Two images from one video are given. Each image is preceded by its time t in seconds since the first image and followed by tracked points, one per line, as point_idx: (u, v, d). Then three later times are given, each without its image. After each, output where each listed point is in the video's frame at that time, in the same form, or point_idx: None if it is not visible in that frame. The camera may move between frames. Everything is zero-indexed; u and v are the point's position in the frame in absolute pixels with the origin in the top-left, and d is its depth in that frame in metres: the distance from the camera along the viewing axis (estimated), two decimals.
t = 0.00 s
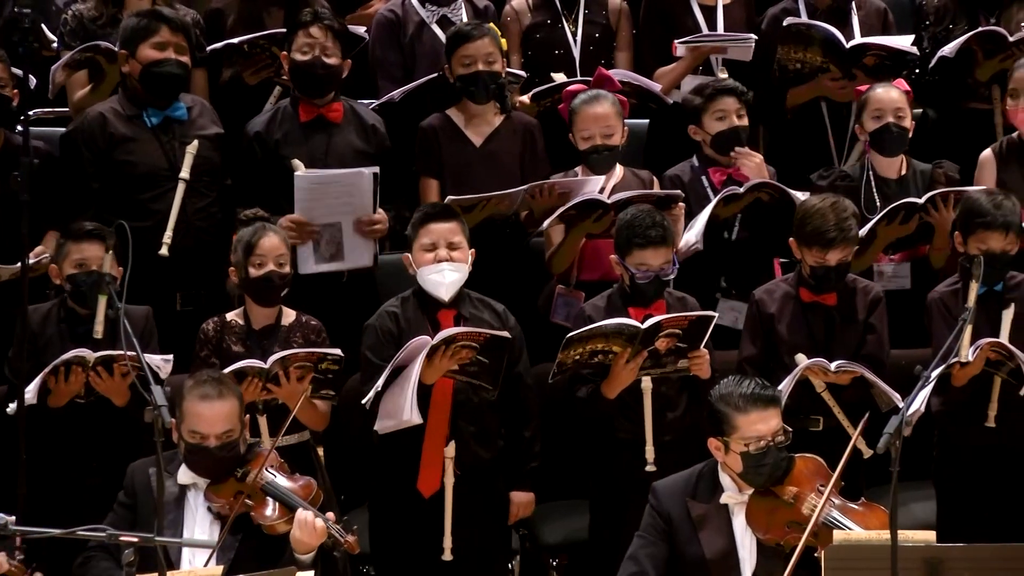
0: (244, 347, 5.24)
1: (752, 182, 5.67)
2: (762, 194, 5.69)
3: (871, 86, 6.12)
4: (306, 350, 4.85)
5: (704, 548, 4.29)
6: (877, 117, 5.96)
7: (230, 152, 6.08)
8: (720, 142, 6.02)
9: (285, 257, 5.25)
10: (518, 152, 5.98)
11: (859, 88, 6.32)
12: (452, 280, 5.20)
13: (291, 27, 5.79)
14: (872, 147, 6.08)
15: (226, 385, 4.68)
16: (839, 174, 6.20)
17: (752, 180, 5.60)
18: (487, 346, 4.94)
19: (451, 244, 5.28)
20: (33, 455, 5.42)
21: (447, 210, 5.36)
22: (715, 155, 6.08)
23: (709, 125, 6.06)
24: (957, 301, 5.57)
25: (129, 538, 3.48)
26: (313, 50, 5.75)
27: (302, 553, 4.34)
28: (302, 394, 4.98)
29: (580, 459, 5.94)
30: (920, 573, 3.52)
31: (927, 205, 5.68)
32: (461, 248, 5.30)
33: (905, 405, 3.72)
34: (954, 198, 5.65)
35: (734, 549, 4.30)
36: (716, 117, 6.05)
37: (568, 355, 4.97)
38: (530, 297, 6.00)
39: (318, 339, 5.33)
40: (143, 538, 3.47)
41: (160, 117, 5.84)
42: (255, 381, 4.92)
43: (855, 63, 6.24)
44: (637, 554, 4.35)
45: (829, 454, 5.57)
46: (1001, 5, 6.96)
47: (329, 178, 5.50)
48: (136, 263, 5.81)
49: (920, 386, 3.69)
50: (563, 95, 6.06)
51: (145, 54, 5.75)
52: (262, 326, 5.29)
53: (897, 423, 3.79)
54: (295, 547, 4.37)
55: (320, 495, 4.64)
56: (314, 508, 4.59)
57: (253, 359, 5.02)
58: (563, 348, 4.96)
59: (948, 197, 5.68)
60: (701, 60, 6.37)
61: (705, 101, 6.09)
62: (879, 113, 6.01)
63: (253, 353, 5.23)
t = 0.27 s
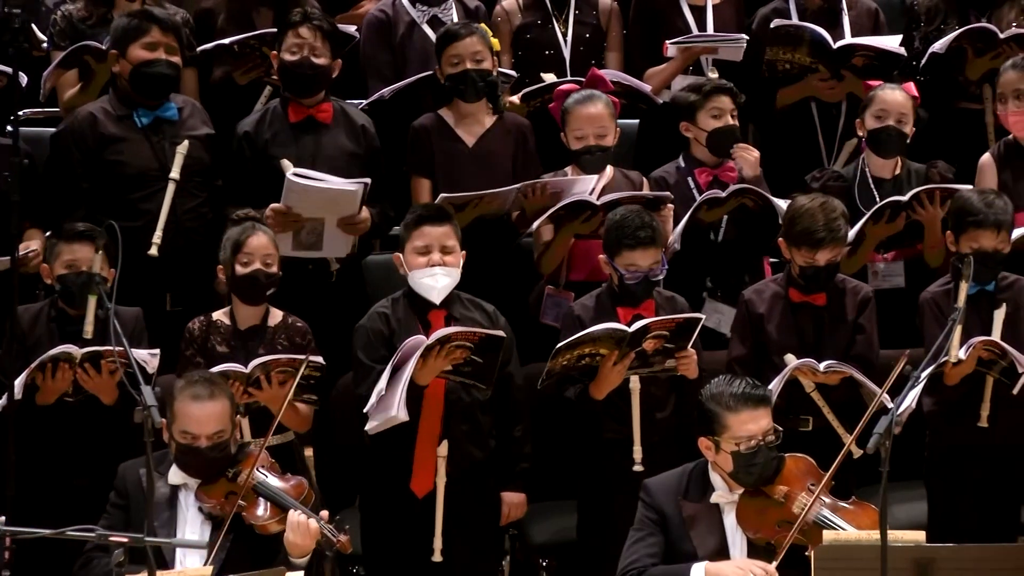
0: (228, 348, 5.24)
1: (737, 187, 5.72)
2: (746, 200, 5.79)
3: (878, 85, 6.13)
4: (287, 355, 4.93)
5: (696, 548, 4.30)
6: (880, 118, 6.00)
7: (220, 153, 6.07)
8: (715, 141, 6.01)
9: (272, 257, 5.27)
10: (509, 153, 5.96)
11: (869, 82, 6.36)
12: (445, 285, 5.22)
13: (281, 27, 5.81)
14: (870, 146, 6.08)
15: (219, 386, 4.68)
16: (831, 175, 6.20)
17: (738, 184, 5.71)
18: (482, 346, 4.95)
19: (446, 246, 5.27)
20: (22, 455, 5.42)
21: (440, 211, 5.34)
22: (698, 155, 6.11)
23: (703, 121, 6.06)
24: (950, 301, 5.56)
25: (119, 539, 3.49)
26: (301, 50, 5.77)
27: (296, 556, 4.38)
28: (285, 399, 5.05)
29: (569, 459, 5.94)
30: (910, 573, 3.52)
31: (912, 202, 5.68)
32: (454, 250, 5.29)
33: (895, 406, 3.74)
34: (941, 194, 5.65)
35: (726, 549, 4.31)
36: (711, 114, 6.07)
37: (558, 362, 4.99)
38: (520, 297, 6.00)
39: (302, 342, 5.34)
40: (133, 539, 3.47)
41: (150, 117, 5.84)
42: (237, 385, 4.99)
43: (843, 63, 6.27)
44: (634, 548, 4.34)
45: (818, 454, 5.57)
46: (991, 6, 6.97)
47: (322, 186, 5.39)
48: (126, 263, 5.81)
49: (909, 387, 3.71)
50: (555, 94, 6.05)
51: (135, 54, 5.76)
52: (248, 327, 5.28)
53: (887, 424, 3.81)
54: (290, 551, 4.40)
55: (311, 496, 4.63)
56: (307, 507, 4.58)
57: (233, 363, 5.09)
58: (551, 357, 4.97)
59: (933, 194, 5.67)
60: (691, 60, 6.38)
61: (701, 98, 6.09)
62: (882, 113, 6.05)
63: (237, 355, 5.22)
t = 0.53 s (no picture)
0: (208, 348, 5.26)
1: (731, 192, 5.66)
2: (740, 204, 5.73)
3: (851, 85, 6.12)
4: (272, 355, 4.96)
5: (686, 546, 4.28)
6: (854, 119, 5.98)
7: (209, 153, 6.06)
8: (702, 136, 6.00)
9: (254, 259, 5.28)
10: (496, 152, 5.96)
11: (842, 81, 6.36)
12: (433, 283, 5.21)
13: (267, 27, 5.80)
14: (850, 148, 6.09)
15: (210, 385, 4.69)
16: (814, 173, 6.20)
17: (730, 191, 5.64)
18: (471, 346, 4.97)
19: (432, 245, 5.27)
20: (8, 454, 5.42)
21: (427, 211, 5.35)
22: (691, 155, 6.11)
23: (689, 119, 6.09)
24: (938, 301, 5.53)
25: (105, 538, 3.49)
26: (288, 50, 5.77)
27: (286, 557, 4.36)
28: (268, 399, 5.06)
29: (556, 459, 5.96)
30: (897, 573, 3.48)
31: (895, 199, 5.66)
32: (441, 250, 5.30)
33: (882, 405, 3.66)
34: (922, 191, 5.61)
35: (716, 548, 4.30)
36: (698, 113, 6.09)
37: (543, 362, 4.96)
38: (507, 298, 6.01)
39: (282, 342, 5.35)
40: (120, 537, 3.47)
41: (137, 117, 5.84)
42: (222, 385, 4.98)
43: (829, 64, 6.28)
44: (618, 551, 4.35)
45: (804, 454, 5.59)
46: (979, 5, 6.98)
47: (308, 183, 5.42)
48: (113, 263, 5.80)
49: (896, 386, 3.64)
50: (542, 95, 6.06)
51: (123, 54, 5.76)
52: (227, 327, 5.31)
53: (873, 423, 3.75)
54: (278, 551, 4.36)
55: (301, 497, 4.65)
56: (297, 509, 4.59)
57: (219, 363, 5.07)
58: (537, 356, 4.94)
59: (916, 192, 5.65)
60: (678, 61, 6.39)
61: (690, 97, 6.12)
62: (857, 114, 6.03)
63: (218, 354, 5.24)
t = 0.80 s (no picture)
0: (196, 349, 5.28)
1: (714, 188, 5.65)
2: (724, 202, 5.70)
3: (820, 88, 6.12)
4: (265, 355, 4.94)
5: (679, 545, 4.29)
6: (823, 122, 6.00)
7: (200, 153, 6.06)
8: (695, 131, 5.96)
9: (240, 260, 5.30)
10: (485, 153, 5.96)
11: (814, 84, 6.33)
12: (423, 284, 5.18)
13: (257, 27, 5.80)
14: (824, 149, 6.10)
15: (199, 383, 4.70)
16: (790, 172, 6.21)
17: (714, 188, 5.61)
18: (465, 351, 4.99)
19: (422, 245, 5.28)
20: None
21: (417, 210, 5.35)
22: (693, 158, 6.08)
23: (682, 118, 6.09)
24: (926, 301, 5.53)
25: (95, 539, 3.53)
26: (281, 52, 5.78)
27: (276, 553, 4.36)
28: (258, 400, 5.06)
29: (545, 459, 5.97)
30: (887, 573, 3.49)
31: (875, 198, 5.64)
32: (431, 250, 5.31)
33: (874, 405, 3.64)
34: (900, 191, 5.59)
35: (709, 547, 4.32)
36: (688, 111, 6.09)
37: (533, 361, 4.96)
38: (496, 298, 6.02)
39: (268, 344, 5.39)
40: (110, 539, 3.52)
41: (130, 117, 5.83)
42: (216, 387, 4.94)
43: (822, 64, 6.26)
44: (603, 547, 4.35)
45: (794, 454, 5.60)
46: (971, 5, 6.98)
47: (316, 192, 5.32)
48: (103, 263, 5.80)
49: (886, 386, 3.63)
50: (532, 95, 6.04)
51: (115, 54, 5.75)
52: (214, 329, 5.33)
53: (864, 423, 3.72)
54: (269, 549, 4.38)
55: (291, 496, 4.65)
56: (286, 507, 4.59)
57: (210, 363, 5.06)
58: (527, 356, 4.94)
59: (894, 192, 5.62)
60: (668, 61, 6.39)
61: (680, 95, 6.12)
62: (826, 116, 6.04)
63: (206, 356, 5.27)
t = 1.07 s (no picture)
0: (191, 351, 5.29)
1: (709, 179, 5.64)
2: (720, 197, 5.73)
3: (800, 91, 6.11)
4: (265, 356, 4.91)
5: (669, 545, 4.30)
6: (807, 127, 5.99)
7: (192, 153, 6.06)
8: (686, 131, 5.98)
9: (227, 258, 5.31)
10: (475, 152, 5.96)
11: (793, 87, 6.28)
12: (415, 282, 5.19)
13: (248, 27, 5.80)
14: (810, 153, 6.10)
15: (189, 383, 4.70)
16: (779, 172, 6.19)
17: (707, 179, 5.62)
18: (455, 346, 4.99)
19: (413, 244, 5.28)
20: None
21: (409, 210, 5.35)
22: (692, 157, 6.08)
23: (675, 120, 6.08)
24: (915, 303, 5.53)
25: (87, 539, 3.50)
26: (273, 51, 5.77)
27: (268, 552, 4.39)
28: (257, 399, 5.04)
29: (536, 459, 5.97)
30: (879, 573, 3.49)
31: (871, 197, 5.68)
32: (422, 249, 5.31)
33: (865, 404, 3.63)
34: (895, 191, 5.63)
35: (700, 548, 4.30)
36: (681, 112, 6.08)
37: (525, 362, 4.95)
38: (488, 298, 6.02)
39: (263, 342, 5.40)
40: (102, 540, 3.50)
41: (121, 118, 5.83)
42: (214, 388, 4.92)
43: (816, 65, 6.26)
44: (592, 546, 4.36)
45: (785, 454, 5.60)
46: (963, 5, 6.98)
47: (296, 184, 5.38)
48: (94, 263, 5.81)
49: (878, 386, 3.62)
50: (524, 95, 6.04)
51: (107, 55, 5.75)
52: (207, 329, 5.33)
53: (855, 424, 3.71)
54: (260, 547, 4.40)
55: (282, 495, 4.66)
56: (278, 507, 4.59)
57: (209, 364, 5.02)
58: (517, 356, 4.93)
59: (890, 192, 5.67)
60: (660, 61, 6.40)
61: (674, 97, 6.13)
62: (810, 120, 6.03)
63: (202, 357, 5.27)
